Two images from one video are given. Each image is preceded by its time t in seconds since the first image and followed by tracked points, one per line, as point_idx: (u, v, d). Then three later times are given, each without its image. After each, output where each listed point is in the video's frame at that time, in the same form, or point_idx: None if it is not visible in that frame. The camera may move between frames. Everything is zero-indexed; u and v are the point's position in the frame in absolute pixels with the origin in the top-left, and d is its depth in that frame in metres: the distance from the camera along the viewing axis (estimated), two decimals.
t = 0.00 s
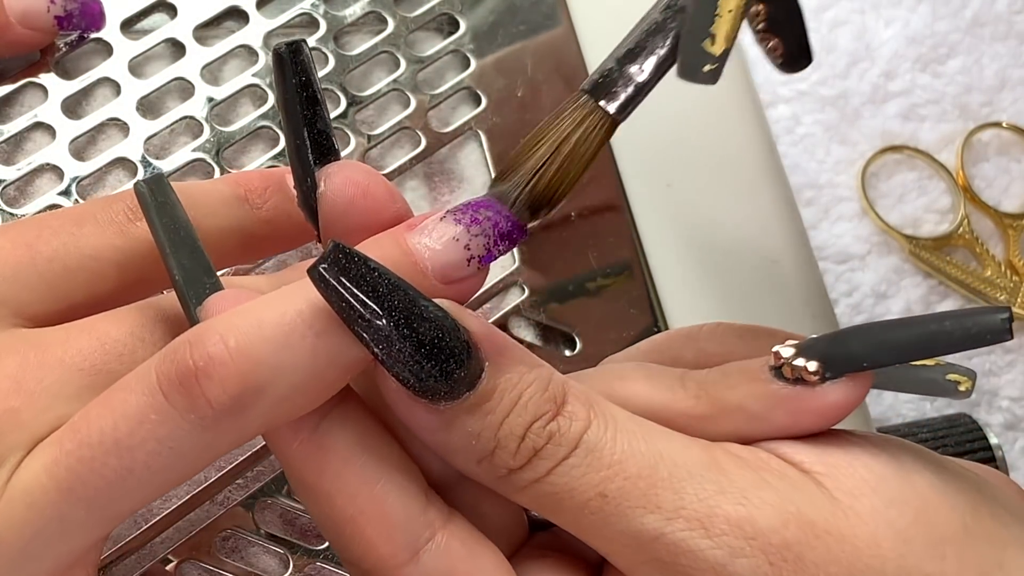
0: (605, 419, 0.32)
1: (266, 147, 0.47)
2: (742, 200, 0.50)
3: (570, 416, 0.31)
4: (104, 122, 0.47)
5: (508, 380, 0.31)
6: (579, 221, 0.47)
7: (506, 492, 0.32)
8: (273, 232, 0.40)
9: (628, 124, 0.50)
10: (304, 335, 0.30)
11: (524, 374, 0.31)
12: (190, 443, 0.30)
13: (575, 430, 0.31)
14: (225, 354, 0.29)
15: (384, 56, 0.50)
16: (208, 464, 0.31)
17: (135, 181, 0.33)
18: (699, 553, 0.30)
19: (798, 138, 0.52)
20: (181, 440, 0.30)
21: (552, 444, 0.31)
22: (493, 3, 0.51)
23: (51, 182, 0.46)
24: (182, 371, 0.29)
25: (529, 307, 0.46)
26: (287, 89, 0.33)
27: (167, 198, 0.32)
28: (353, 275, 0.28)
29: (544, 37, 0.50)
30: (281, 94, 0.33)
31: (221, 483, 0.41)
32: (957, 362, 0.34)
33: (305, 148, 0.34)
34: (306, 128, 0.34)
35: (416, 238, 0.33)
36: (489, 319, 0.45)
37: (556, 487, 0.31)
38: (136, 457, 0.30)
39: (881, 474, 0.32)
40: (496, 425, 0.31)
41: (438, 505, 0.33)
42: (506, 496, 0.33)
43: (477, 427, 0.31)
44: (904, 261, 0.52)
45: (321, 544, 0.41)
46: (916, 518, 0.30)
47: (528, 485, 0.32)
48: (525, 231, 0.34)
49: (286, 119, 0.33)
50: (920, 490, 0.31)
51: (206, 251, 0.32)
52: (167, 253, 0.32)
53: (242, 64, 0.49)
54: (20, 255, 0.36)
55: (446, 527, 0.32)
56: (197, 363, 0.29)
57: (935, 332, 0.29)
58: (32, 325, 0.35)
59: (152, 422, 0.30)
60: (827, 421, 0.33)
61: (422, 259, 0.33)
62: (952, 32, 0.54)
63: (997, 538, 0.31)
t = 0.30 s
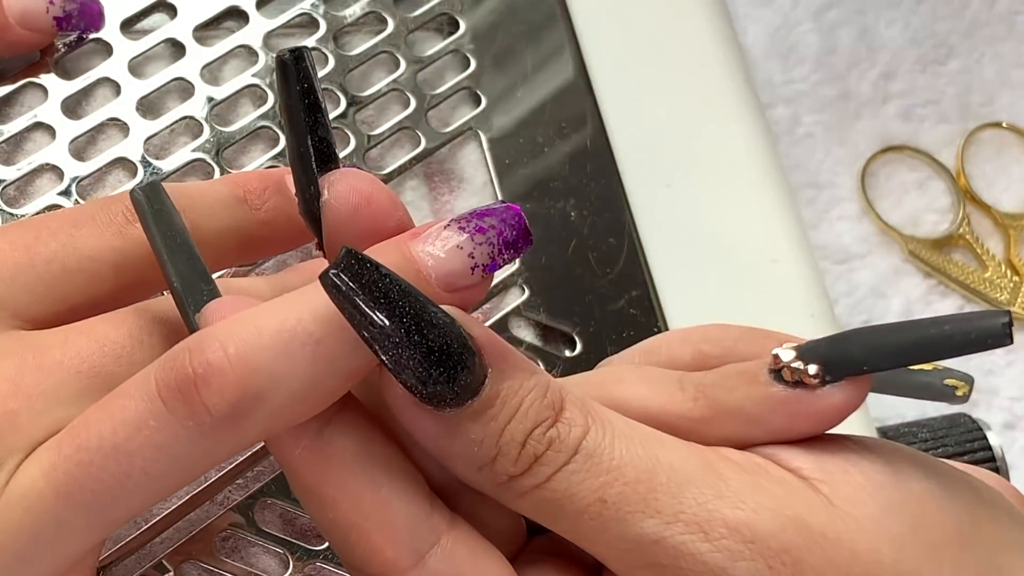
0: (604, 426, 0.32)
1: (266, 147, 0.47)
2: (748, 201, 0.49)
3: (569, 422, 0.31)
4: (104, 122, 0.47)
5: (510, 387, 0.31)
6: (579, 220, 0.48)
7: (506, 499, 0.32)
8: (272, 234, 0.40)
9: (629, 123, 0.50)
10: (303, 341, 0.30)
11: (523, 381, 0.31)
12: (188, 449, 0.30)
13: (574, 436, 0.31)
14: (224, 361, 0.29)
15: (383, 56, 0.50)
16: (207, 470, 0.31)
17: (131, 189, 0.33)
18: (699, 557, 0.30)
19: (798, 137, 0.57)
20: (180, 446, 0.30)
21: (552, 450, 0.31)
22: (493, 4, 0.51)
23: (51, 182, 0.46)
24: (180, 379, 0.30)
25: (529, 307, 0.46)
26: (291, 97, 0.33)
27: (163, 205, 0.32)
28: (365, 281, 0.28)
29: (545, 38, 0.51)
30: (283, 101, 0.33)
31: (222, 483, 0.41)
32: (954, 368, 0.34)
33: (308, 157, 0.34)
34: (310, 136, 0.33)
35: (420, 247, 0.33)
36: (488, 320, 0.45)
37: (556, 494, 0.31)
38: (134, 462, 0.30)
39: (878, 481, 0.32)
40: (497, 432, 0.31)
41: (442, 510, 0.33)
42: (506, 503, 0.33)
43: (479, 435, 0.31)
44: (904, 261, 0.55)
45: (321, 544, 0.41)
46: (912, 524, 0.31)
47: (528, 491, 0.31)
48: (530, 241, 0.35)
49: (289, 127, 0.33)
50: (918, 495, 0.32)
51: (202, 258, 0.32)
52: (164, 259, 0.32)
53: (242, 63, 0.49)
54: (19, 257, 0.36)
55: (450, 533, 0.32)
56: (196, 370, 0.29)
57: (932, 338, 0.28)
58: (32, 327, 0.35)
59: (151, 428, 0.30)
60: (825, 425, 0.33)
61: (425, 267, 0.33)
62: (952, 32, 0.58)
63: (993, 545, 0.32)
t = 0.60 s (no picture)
0: (606, 430, 0.32)
1: (266, 147, 0.47)
2: (750, 203, 0.49)
3: (571, 426, 0.32)
4: (104, 122, 0.47)
5: (514, 390, 0.31)
6: (579, 220, 0.48)
7: (507, 502, 0.32)
8: (273, 236, 0.40)
9: (629, 124, 0.50)
10: (306, 345, 0.30)
11: (527, 385, 0.31)
12: (190, 453, 0.30)
13: (576, 440, 0.31)
14: (226, 364, 0.29)
15: (383, 56, 0.50)
16: (209, 473, 0.31)
17: (130, 196, 0.33)
18: (703, 562, 0.30)
19: (798, 137, 0.57)
20: (182, 450, 0.30)
21: (555, 454, 0.31)
22: (493, 4, 0.51)
23: (51, 182, 0.46)
24: (183, 382, 0.30)
25: (529, 307, 0.46)
26: (289, 104, 0.32)
27: (161, 211, 0.33)
28: (373, 280, 0.28)
29: (545, 38, 0.51)
30: (280, 108, 0.32)
31: (222, 483, 0.41)
32: (953, 374, 0.35)
33: (306, 162, 0.33)
34: (307, 141, 0.33)
35: (423, 253, 0.33)
36: (489, 319, 0.45)
37: (558, 497, 0.31)
38: (136, 465, 0.30)
39: (881, 487, 0.32)
40: (500, 435, 0.31)
41: (444, 512, 0.33)
42: (507, 507, 0.33)
43: (482, 437, 0.31)
44: (903, 261, 0.55)
45: (320, 544, 0.41)
46: (914, 528, 0.31)
47: (530, 494, 0.31)
48: (530, 246, 0.35)
49: (287, 133, 0.33)
50: (919, 500, 0.32)
51: (201, 264, 0.32)
52: (164, 267, 0.32)
53: (242, 64, 0.49)
54: (20, 259, 0.36)
55: (453, 536, 0.32)
56: (198, 373, 0.29)
57: (938, 341, 0.29)
58: (33, 329, 0.35)
59: (152, 431, 0.30)
60: (828, 428, 0.34)
61: (428, 272, 0.33)
62: (951, 32, 0.59)
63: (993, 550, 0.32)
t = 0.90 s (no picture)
0: (608, 437, 0.32)
1: (266, 147, 0.47)
2: (752, 206, 0.49)
3: (574, 433, 0.32)
4: (105, 122, 0.47)
5: (517, 396, 0.31)
6: (579, 220, 0.48)
7: (508, 509, 0.32)
8: (274, 238, 0.40)
9: (630, 124, 0.51)
10: (308, 349, 0.30)
11: (530, 391, 0.31)
12: (191, 456, 0.30)
13: (579, 447, 0.31)
14: (228, 368, 0.29)
15: (384, 56, 0.50)
16: (210, 475, 0.31)
17: (130, 199, 0.33)
18: (704, 570, 0.30)
19: (797, 137, 0.57)
20: (182, 453, 0.30)
21: (557, 461, 0.31)
22: (494, 4, 0.51)
23: (51, 181, 0.46)
24: (184, 385, 0.30)
25: (529, 307, 0.46)
26: (293, 106, 0.32)
27: (160, 216, 0.32)
28: (378, 284, 0.28)
29: (545, 38, 0.51)
30: (285, 111, 0.32)
31: (222, 483, 0.41)
32: (955, 381, 0.35)
33: (310, 166, 0.33)
34: (312, 145, 0.33)
35: (427, 258, 0.33)
36: (489, 319, 0.45)
37: (559, 504, 0.31)
38: (137, 468, 0.30)
39: (882, 496, 0.32)
40: (503, 441, 0.31)
41: (445, 516, 0.33)
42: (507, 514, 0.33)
43: (485, 443, 0.31)
44: (904, 260, 0.55)
45: (320, 545, 0.41)
46: (915, 538, 0.31)
47: (532, 501, 0.31)
48: (535, 253, 0.35)
49: (292, 137, 0.33)
50: (920, 509, 0.32)
51: (200, 268, 0.32)
52: (163, 270, 0.32)
53: (242, 63, 0.49)
54: (20, 259, 0.36)
55: (456, 539, 0.32)
56: (200, 377, 0.29)
57: (941, 348, 0.29)
58: (33, 330, 0.35)
59: (153, 434, 0.30)
60: (832, 434, 0.33)
61: (432, 277, 0.33)
62: (951, 32, 0.59)
63: (993, 557, 0.32)
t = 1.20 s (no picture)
0: (604, 437, 0.32)
1: (266, 147, 0.47)
2: (751, 206, 0.49)
3: (569, 432, 0.32)
4: (104, 122, 0.47)
5: (512, 395, 0.31)
6: (578, 220, 0.48)
7: (503, 508, 0.32)
8: (273, 238, 0.40)
9: (629, 124, 0.51)
10: (305, 347, 0.30)
11: (525, 390, 0.31)
12: (189, 455, 0.30)
13: (574, 447, 0.31)
14: (225, 366, 0.29)
15: (383, 56, 0.50)
16: (208, 475, 0.31)
17: (126, 199, 0.33)
18: (699, 572, 0.30)
19: (797, 137, 0.58)
20: (180, 452, 0.30)
21: (552, 460, 0.31)
22: (493, 4, 0.51)
23: (51, 181, 0.46)
24: (182, 384, 0.30)
25: (529, 307, 0.46)
26: (290, 105, 0.32)
27: (156, 214, 0.32)
28: (377, 280, 0.28)
29: (544, 38, 0.51)
30: (281, 110, 0.32)
31: (222, 483, 0.41)
32: (949, 384, 0.35)
33: (306, 165, 0.33)
34: (308, 144, 0.33)
35: (424, 256, 0.33)
36: (488, 319, 0.45)
37: (555, 503, 0.31)
38: (135, 467, 0.30)
39: (876, 498, 0.32)
40: (499, 440, 0.31)
41: (442, 516, 0.33)
42: (503, 514, 0.33)
43: (481, 441, 0.31)
44: (904, 260, 0.55)
45: (320, 545, 0.41)
46: (910, 541, 0.31)
47: (527, 500, 0.31)
48: (531, 250, 0.35)
49: (288, 135, 0.33)
50: (915, 512, 0.32)
51: (197, 267, 0.32)
52: (159, 269, 0.32)
53: (242, 64, 0.49)
54: (20, 259, 0.36)
55: (452, 538, 0.32)
56: (197, 375, 0.29)
57: (936, 349, 0.29)
58: (33, 330, 0.35)
59: (151, 433, 0.30)
60: (828, 436, 0.33)
61: (428, 274, 0.33)
62: (951, 32, 0.59)
63: (988, 560, 0.32)
